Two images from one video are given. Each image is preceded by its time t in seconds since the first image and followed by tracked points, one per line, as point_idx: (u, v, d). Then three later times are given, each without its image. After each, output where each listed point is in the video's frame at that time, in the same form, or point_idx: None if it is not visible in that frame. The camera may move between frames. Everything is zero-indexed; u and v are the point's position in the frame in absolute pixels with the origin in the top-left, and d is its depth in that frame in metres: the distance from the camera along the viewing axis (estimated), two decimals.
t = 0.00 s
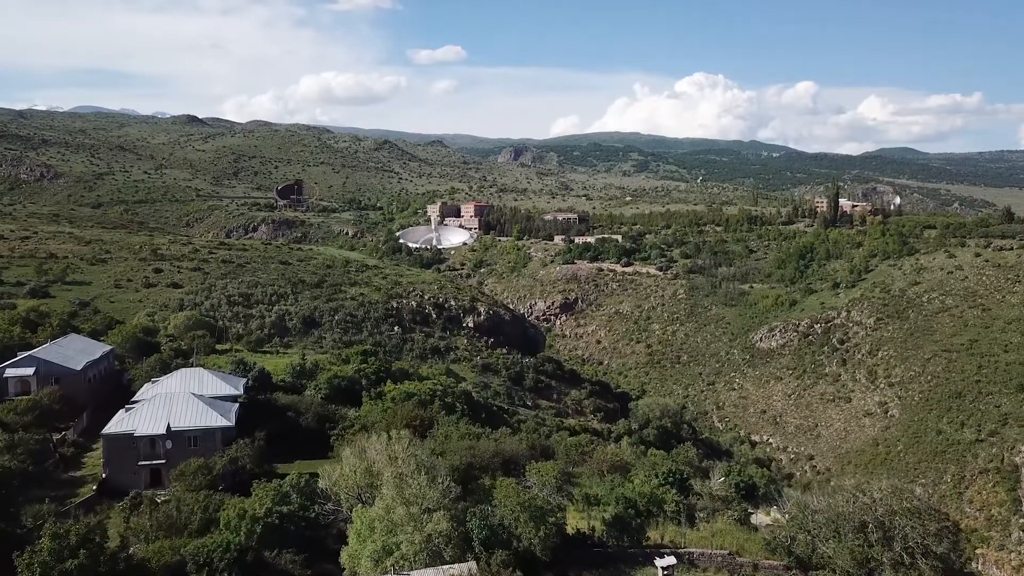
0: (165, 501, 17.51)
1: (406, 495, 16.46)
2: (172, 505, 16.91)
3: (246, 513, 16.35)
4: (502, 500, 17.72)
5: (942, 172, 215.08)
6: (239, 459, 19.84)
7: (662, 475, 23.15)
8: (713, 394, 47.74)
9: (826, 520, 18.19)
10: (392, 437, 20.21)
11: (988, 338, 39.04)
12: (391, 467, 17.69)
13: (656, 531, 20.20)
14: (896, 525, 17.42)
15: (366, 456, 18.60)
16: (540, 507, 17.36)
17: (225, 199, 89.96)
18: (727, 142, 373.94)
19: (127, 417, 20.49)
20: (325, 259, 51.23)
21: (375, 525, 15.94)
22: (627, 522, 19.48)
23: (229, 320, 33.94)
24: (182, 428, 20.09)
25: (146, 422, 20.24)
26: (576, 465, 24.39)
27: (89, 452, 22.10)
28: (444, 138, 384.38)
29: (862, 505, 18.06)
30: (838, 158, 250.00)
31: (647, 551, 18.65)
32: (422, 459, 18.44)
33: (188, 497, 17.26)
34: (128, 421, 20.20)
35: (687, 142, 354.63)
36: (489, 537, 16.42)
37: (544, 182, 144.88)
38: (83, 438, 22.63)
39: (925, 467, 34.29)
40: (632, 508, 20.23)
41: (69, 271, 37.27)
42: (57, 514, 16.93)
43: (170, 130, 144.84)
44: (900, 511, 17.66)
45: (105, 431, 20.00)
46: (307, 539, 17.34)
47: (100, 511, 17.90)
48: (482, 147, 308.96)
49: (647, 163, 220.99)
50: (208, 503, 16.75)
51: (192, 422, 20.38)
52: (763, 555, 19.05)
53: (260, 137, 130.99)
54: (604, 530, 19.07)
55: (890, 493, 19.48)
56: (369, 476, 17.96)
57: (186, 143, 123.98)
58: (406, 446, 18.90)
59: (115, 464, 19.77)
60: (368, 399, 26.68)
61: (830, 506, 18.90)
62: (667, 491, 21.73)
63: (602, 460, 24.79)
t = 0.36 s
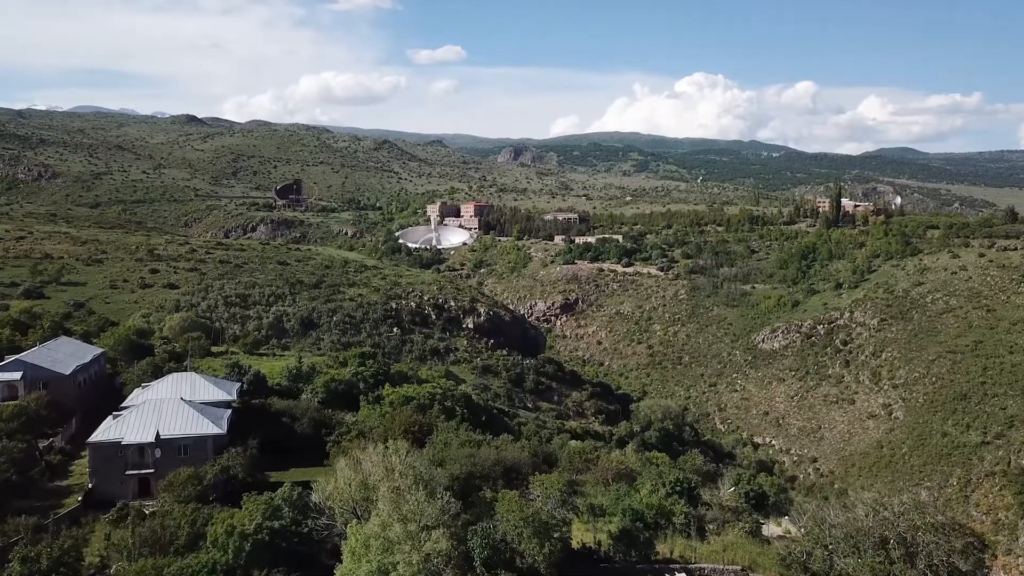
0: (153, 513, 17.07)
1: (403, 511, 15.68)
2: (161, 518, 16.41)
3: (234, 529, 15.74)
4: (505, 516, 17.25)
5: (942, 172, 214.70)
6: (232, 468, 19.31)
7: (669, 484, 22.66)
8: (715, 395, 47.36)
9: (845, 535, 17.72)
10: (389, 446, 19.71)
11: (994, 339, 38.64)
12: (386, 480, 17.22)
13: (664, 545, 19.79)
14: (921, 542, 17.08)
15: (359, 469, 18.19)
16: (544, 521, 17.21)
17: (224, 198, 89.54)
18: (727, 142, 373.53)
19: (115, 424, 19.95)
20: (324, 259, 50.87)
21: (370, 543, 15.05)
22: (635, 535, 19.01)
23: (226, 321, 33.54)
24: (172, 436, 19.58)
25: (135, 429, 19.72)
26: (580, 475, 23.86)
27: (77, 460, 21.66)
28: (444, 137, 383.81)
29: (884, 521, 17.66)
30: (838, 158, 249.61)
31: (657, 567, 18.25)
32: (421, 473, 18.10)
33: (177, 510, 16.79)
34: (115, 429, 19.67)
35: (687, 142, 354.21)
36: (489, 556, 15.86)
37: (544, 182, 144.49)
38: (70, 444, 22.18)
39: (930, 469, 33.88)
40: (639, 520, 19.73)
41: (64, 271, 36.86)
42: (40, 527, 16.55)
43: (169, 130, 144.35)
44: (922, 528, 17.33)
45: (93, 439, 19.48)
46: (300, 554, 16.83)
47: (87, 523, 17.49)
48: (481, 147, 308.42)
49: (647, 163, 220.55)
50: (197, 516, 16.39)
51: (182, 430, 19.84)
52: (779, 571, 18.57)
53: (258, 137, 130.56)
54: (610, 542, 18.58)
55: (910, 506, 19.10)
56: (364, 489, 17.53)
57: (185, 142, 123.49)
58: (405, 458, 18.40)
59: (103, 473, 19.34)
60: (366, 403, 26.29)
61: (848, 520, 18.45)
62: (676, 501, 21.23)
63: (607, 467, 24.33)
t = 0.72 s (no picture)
0: (140, 528, 16.64)
1: (400, 530, 15.03)
2: (149, 535, 15.93)
3: (221, 548, 15.21)
4: (509, 533, 16.80)
5: (943, 172, 214.28)
6: (222, 477, 18.86)
7: (678, 495, 22.20)
8: (717, 396, 46.97)
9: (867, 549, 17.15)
10: (387, 455, 19.16)
11: (999, 340, 38.24)
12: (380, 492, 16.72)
13: (674, 560, 19.31)
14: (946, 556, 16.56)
15: (354, 482, 17.23)
16: (549, 538, 16.82)
17: (223, 198, 89.08)
18: (726, 142, 373.12)
19: (102, 432, 19.50)
20: (322, 259, 50.49)
21: (365, 562, 14.35)
22: (643, 551, 18.55)
23: (223, 322, 33.13)
24: (160, 445, 19.14)
25: (123, 438, 19.29)
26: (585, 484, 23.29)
27: (64, 468, 21.26)
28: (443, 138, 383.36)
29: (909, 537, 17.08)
30: (838, 158, 249.22)
31: None
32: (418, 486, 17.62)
33: (164, 525, 16.36)
34: (102, 437, 19.22)
35: (687, 142, 353.67)
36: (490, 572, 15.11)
37: (544, 182, 144.06)
38: (58, 451, 21.77)
39: (935, 472, 33.44)
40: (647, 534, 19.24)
41: (59, 272, 36.44)
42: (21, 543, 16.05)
43: (168, 130, 143.91)
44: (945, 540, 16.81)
45: (77, 448, 19.02)
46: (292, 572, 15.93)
47: (72, 535, 17.07)
48: (480, 147, 307.88)
49: (647, 163, 220.16)
50: (183, 532, 15.95)
51: (172, 438, 19.43)
52: None
53: (257, 137, 130.09)
54: (618, 558, 18.15)
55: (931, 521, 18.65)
56: (359, 503, 16.65)
57: (184, 142, 123.04)
58: (402, 470, 17.83)
59: (88, 484, 18.86)
60: (363, 408, 25.91)
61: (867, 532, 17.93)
62: (685, 514, 20.75)
63: (612, 476, 23.91)
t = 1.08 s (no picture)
0: (126, 544, 16.18)
1: (397, 550, 14.51)
2: (132, 552, 15.42)
3: (208, 568, 14.68)
4: (512, 551, 16.42)
5: (943, 172, 213.98)
6: (213, 487, 18.51)
7: (686, 505, 21.69)
8: (719, 398, 46.55)
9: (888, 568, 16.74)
10: (382, 470, 18.89)
11: (1004, 341, 37.83)
12: (377, 511, 16.29)
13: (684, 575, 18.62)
14: None
15: (349, 498, 16.90)
16: (554, 556, 16.46)
17: (221, 198, 88.67)
18: (725, 141, 372.66)
19: (87, 441, 19.04)
20: (320, 259, 50.10)
21: None
22: (653, 568, 18.27)
23: (220, 323, 32.75)
24: (147, 454, 18.70)
25: (109, 446, 18.85)
26: (588, 493, 23.21)
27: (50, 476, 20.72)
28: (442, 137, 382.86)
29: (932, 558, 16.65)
30: (837, 157, 248.78)
31: None
32: (416, 502, 17.18)
33: (151, 540, 15.90)
34: (87, 445, 18.80)
35: (686, 142, 353.24)
36: None
37: (544, 181, 143.67)
38: (44, 458, 21.20)
39: (941, 475, 33.03)
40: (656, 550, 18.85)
41: (54, 272, 36.04)
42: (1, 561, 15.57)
43: (167, 129, 143.45)
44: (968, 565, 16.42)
45: (62, 457, 18.55)
46: None
47: (57, 550, 16.63)
48: (480, 147, 307.38)
49: (646, 163, 219.68)
50: (169, 549, 15.46)
51: (160, 446, 18.97)
52: None
53: (256, 136, 129.63)
54: None
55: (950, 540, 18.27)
56: (354, 521, 16.27)
57: (182, 142, 122.58)
58: (398, 484, 17.46)
59: (73, 495, 18.42)
60: (361, 412, 25.50)
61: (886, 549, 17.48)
62: (695, 527, 20.22)
63: (618, 485, 23.46)
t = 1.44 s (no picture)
0: (111, 561, 15.77)
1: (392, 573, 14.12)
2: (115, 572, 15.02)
3: None
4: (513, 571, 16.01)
5: (943, 172, 213.65)
6: (202, 499, 18.03)
7: (696, 517, 21.17)
8: (721, 399, 46.17)
9: None
10: (378, 483, 18.49)
11: (1010, 342, 37.44)
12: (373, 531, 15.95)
13: None
14: None
15: (342, 514, 16.52)
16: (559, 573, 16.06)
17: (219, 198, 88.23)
18: (725, 142, 372.17)
19: (72, 450, 18.56)
20: (318, 259, 49.67)
21: None
22: None
23: (216, 325, 32.34)
24: (134, 464, 18.24)
25: (94, 456, 18.38)
26: (593, 502, 22.94)
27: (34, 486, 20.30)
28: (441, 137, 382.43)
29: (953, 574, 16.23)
30: (837, 157, 248.35)
31: None
32: (413, 521, 16.84)
33: (136, 558, 15.48)
34: (72, 456, 18.29)
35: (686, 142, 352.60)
36: None
37: (544, 181, 143.21)
38: (31, 467, 20.82)
39: (946, 477, 32.63)
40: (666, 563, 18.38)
41: (49, 272, 35.62)
42: None
43: (165, 129, 142.93)
44: None
45: (45, 467, 18.08)
46: None
47: (39, 566, 16.23)
48: (479, 146, 306.79)
49: (646, 163, 219.15)
50: (152, 568, 15.05)
51: (148, 456, 18.52)
52: None
53: (255, 136, 129.10)
54: None
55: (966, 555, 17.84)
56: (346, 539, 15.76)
57: (181, 141, 122.09)
58: (394, 500, 17.08)
59: (56, 507, 17.93)
60: (359, 417, 25.06)
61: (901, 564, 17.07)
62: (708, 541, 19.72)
63: (624, 494, 22.99)
